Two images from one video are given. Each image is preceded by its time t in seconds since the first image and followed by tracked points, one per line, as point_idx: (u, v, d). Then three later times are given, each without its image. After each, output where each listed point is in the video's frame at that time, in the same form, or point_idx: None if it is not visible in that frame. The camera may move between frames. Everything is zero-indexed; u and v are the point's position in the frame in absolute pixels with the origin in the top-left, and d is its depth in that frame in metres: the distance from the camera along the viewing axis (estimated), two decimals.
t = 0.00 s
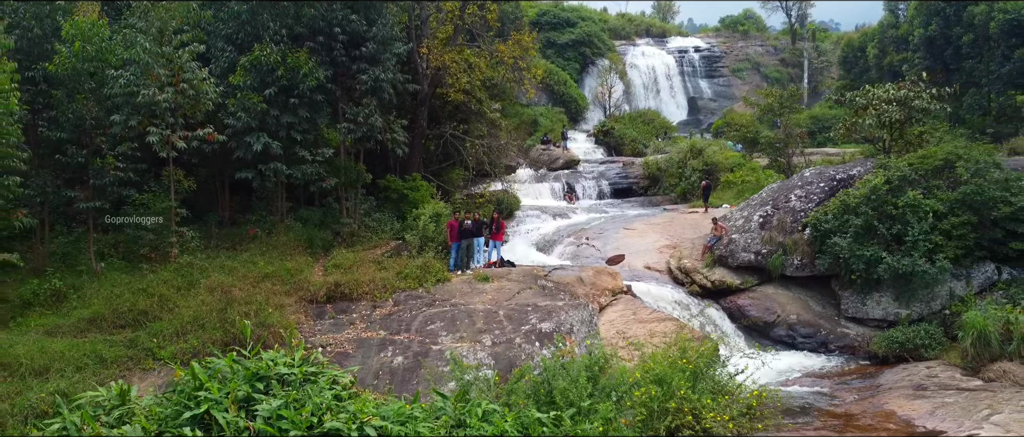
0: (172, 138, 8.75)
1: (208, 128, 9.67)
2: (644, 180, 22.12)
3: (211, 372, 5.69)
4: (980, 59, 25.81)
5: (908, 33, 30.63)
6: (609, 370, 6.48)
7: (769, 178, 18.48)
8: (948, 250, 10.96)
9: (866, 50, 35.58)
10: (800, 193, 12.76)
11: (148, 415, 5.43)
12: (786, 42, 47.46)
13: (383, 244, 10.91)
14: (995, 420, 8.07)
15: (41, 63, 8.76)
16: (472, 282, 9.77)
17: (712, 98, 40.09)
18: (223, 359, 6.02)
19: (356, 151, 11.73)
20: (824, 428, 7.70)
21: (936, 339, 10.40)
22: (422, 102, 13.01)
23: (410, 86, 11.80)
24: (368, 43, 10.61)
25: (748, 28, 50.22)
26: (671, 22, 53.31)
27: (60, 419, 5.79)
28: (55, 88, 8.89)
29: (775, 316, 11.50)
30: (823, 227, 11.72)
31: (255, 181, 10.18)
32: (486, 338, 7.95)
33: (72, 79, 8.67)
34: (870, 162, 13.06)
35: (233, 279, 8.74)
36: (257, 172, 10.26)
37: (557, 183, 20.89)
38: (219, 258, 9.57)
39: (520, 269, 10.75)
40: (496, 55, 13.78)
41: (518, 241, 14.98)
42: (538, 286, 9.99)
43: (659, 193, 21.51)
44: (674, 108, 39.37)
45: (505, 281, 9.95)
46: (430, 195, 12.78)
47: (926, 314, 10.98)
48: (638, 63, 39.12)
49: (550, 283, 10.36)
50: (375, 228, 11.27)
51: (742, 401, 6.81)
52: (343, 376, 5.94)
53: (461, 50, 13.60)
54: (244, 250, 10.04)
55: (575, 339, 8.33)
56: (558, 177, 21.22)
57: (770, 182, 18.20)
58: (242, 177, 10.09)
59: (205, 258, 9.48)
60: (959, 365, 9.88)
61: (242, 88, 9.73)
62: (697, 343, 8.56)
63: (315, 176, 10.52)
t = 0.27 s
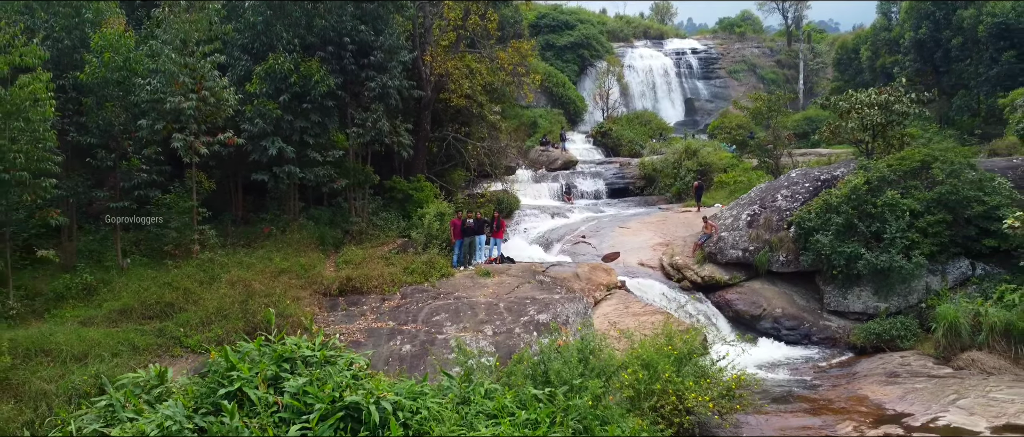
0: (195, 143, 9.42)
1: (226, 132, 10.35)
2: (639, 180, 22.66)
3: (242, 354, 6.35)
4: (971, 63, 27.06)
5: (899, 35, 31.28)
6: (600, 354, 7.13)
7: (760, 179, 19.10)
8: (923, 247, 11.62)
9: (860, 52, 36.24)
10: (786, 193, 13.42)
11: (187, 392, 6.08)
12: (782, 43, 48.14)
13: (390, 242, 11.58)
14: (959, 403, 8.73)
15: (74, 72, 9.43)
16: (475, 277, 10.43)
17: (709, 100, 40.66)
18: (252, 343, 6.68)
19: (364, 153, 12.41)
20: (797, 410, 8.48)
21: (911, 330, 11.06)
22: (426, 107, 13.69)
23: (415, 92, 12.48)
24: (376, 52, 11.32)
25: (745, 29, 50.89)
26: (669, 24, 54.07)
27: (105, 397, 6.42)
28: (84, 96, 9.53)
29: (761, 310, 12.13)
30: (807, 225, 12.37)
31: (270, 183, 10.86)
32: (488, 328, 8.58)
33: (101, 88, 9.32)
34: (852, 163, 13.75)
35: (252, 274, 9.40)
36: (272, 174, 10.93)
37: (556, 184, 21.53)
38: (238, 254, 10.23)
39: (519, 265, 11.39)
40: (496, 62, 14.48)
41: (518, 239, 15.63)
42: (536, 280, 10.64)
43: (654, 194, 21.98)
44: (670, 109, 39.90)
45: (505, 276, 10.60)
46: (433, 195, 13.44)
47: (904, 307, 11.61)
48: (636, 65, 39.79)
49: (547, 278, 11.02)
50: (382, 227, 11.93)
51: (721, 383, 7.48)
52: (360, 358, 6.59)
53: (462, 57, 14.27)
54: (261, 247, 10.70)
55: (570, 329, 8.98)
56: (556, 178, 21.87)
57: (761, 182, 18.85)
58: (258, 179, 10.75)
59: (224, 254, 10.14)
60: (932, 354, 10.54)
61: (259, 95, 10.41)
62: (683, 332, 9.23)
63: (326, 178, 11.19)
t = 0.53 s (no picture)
0: (216, 147, 10.11)
1: (243, 137, 11.04)
2: (636, 181, 23.32)
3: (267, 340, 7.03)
4: (959, 64, 27.71)
5: (891, 38, 31.91)
6: (593, 341, 7.80)
7: (752, 179, 19.76)
8: (902, 244, 12.27)
9: (853, 54, 36.86)
10: (773, 193, 14.10)
11: (218, 373, 6.74)
12: (778, 45, 48.79)
13: (397, 240, 12.26)
14: (928, 389, 9.40)
15: (103, 81, 10.12)
16: (476, 273, 11.10)
17: (705, 101, 41.27)
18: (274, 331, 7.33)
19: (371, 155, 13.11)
20: (774, 395, 9.20)
21: (888, 323, 11.71)
22: (429, 111, 14.37)
23: (419, 97, 13.17)
24: (383, 60, 12.03)
25: (741, 31, 51.59)
26: (667, 26, 54.76)
27: (142, 379, 7.07)
28: (112, 103, 10.21)
29: (749, 304, 12.77)
30: (791, 224, 13.02)
31: (284, 184, 11.55)
32: (490, 319, 9.23)
33: (127, 96, 9.98)
34: (836, 164, 14.43)
35: (269, 270, 10.08)
36: (286, 176, 11.62)
37: (554, 184, 22.17)
38: (254, 251, 10.91)
39: (518, 261, 12.06)
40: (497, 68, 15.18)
41: (518, 238, 16.28)
42: (533, 275, 11.31)
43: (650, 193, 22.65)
44: (668, 110, 40.49)
45: (505, 271, 11.26)
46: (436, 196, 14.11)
47: (884, 301, 12.25)
48: (633, 67, 40.60)
49: (545, 274, 11.65)
50: (389, 226, 12.62)
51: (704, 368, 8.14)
52: (373, 344, 7.26)
53: (464, 64, 14.96)
54: (275, 245, 11.37)
55: (566, 321, 9.65)
56: (555, 178, 22.51)
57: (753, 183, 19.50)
58: (273, 181, 11.45)
59: (241, 251, 10.82)
60: (907, 344, 11.19)
61: (274, 102, 11.09)
62: (672, 323, 9.88)
63: (336, 179, 11.90)
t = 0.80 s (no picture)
0: (236, 151, 10.85)
1: (259, 141, 11.78)
2: (632, 181, 24.03)
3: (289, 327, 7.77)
4: (948, 67, 28.44)
5: (883, 41, 32.61)
6: (585, 329, 8.53)
7: (744, 180, 20.46)
8: (880, 242, 12.98)
9: (847, 56, 37.56)
10: (760, 194, 14.83)
11: (246, 357, 7.48)
12: (774, 47, 49.50)
13: (403, 238, 13.00)
14: (898, 376, 10.13)
15: (130, 89, 10.87)
16: (478, 269, 11.82)
17: (702, 102, 41.99)
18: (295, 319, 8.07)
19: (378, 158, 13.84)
20: (754, 381, 9.94)
21: (866, 316, 12.43)
22: (433, 115, 15.09)
23: (423, 103, 13.90)
24: (390, 69, 12.77)
25: (738, 33, 52.32)
26: (665, 28, 55.56)
27: (175, 363, 7.80)
28: (138, 110, 10.94)
29: (736, 299, 13.48)
30: (776, 222, 13.73)
31: (297, 186, 12.30)
32: (491, 311, 9.95)
33: (153, 103, 10.72)
34: (820, 166, 15.15)
35: (285, 266, 10.82)
36: (298, 178, 12.36)
37: (553, 185, 22.90)
38: (269, 248, 11.64)
39: (518, 258, 12.78)
40: (497, 73, 15.90)
41: (518, 237, 17.01)
42: (532, 271, 12.02)
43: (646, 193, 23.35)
44: (665, 111, 41.20)
45: (505, 267, 11.98)
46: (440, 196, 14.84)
47: (863, 296, 12.95)
48: (631, 70, 41.43)
49: (543, 270, 12.37)
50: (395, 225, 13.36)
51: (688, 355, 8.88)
52: (386, 332, 8.00)
53: (466, 70, 15.71)
54: (289, 242, 12.10)
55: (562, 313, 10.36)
56: (554, 179, 23.24)
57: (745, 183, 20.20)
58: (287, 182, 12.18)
59: (258, 249, 11.56)
60: (883, 336, 11.91)
61: (288, 108, 11.83)
62: (661, 315, 10.60)
63: (346, 181, 12.63)
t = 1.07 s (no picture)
0: (252, 154, 11.58)
1: (273, 144, 12.50)
2: (629, 181, 24.69)
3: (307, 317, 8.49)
4: (936, 70, 29.14)
5: (875, 44, 33.30)
6: (579, 319, 9.24)
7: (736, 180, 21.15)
8: (861, 239, 13.68)
9: (840, 58, 38.23)
10: (748, 194, 15.54)
11: (268, 344, 8.19)
12: (770, 48, 50.20)
13: (408, 236, 13.70)
14: (872, 364, 10.83)
15: (153, 96, 11.60)
16: (479, 265, 12.52)
17: (699, 104, 42.65)
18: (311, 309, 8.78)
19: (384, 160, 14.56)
20: (737, 369, 10.63)
21: (847, 309, 13.12)
22: (436, 119, 15.81)
23: (427, 107, 14.63)
24: (396, 76, 13.51)
25: (735, 35, 53.04)
26: (663, 31, 56.34)
27: (203, 349, 8.49)
28: (160, 116, 11.64)
29: (725, 293, 14.17)
30: (762, 221, 14.44)
31: (308, 187, 13.01)
32: (491, 304, 10.64)
33: (174, 109, 11.44)
34: (806, 167, 15.87)
35: (298, 262, 11.52)
36: (309, 179, 13.08)
37: (552, 185, 23.58)
38: (283, 246, 12.34)
39: (517, 255, 13.48)
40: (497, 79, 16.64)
41: (517, 235, 17.70)
42: (530, 267, 12.71)
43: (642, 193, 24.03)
44: (663, 113, 41.89)
45: (505, 263, 12.68)
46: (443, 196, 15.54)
47: (845, 290, 13.65)
48: (629, 71, 42.11)
49: (541, 266, 13.06)
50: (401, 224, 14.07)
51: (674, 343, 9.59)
52: (395, 321, 8.72)
53: (468, 76, 16.45)
54: (301, 240, 12.81)
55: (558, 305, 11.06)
56: (552, 179, 23.94)
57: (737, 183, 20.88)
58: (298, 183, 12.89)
59: (272, 246, 12.26)
60: (863, 327, 12.59)
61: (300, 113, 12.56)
62: (651, 307, 11.30)
63: (354, 182, 13.35)
